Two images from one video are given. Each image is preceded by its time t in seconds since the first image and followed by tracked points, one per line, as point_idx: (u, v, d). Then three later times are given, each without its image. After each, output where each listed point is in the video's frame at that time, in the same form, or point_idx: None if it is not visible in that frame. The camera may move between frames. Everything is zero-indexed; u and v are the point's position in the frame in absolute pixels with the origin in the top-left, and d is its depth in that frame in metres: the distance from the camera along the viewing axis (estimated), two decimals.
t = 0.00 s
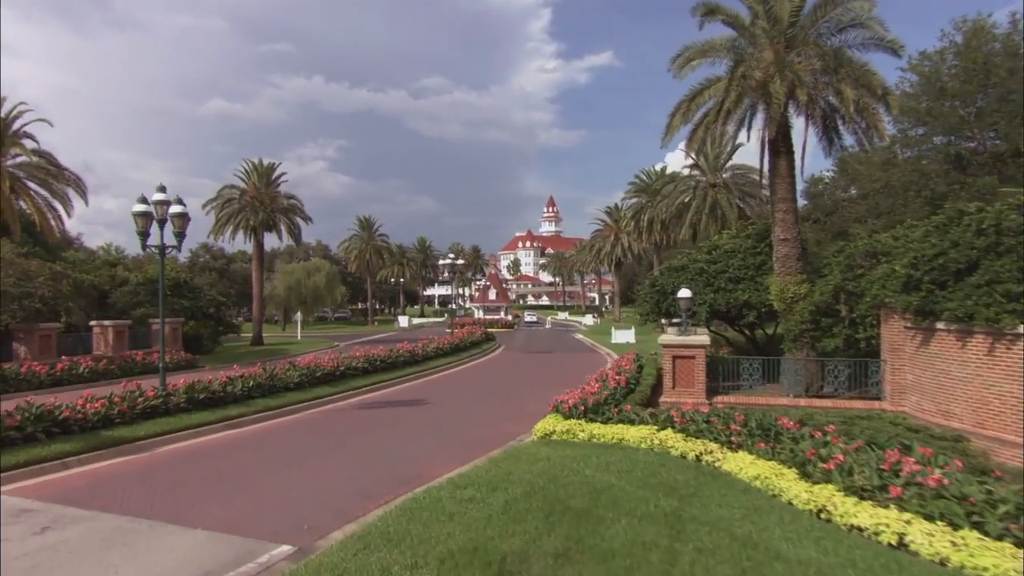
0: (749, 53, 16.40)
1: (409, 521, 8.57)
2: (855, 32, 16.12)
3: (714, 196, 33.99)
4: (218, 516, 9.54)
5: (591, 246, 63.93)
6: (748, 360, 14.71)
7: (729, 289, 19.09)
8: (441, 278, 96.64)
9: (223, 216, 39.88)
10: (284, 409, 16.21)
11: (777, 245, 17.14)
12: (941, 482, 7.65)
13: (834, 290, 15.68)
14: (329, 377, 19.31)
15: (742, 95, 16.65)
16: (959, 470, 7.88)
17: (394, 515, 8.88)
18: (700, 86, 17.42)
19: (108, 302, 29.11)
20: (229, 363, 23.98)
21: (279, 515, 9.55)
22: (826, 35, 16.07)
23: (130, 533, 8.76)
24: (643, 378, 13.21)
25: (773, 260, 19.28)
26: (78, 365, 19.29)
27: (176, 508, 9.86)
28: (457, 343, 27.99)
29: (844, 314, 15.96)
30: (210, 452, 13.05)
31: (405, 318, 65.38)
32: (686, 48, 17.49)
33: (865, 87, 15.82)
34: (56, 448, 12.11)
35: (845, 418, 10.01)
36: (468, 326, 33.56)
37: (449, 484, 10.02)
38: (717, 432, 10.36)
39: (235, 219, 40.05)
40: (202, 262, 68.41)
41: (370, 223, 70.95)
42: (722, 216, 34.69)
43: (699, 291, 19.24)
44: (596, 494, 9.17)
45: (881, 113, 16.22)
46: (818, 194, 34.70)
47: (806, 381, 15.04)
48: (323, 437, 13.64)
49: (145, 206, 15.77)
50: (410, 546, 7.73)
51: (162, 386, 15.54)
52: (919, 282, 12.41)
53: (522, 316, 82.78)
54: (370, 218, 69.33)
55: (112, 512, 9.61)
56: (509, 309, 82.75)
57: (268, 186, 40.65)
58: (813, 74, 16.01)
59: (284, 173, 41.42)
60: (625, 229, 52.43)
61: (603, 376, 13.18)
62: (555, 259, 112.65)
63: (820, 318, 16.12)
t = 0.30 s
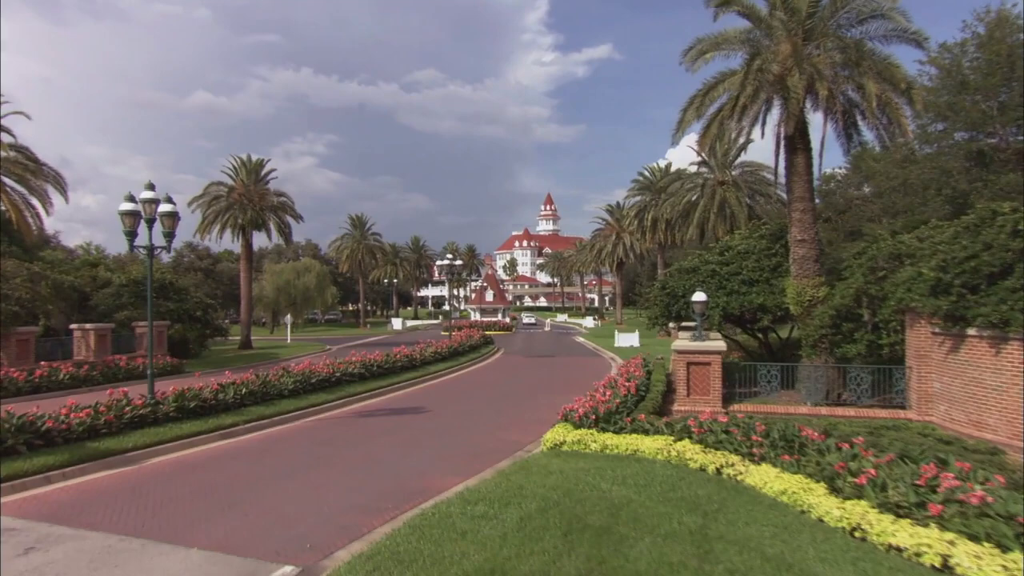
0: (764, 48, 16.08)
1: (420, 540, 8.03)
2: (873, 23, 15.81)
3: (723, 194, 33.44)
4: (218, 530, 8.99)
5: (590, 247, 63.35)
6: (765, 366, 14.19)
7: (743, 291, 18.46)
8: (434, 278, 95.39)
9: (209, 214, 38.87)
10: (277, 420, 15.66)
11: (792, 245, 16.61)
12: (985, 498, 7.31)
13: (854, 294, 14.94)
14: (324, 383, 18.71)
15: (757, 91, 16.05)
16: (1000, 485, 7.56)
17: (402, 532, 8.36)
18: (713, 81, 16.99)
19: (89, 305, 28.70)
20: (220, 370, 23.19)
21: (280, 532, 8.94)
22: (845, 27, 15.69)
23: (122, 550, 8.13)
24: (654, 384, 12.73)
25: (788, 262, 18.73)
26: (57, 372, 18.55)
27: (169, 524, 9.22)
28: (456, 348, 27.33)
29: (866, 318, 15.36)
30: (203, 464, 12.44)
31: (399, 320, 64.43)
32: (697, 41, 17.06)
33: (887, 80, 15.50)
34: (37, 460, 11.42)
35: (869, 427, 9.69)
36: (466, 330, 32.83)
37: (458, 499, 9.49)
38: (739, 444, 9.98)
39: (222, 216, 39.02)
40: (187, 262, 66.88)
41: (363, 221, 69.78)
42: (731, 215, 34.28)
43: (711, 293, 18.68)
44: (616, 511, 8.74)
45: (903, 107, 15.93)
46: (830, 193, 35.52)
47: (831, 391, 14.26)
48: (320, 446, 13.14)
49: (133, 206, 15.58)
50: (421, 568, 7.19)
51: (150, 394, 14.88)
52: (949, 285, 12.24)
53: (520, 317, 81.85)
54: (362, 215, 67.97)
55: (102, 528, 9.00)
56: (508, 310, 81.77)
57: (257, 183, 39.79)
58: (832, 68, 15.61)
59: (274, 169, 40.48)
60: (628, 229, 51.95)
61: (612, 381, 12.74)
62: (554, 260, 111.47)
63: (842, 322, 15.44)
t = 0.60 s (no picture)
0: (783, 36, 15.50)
1: (433, 561, 7.44)
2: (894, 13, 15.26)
3: (734, 191, 32.98)
4: (217, 548, 8.36)
5: (590, 249, 62.80)
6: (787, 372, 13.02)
7: (760, 294, 17.77)
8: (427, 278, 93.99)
9: (194, 211, 37.74)
10: (270, 430, 15.06)
11: (813, 247, 15.99)
12: None
13: (881, 298, 13.55)
14: (318, 391, 18.05)
15: (777, 83, 15.60)
16: None
17: (413, 552, 7.79)
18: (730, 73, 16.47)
19: (66, 306, 28.68)
20: (208, 378, 22.32)
21: (281, 551, 8.29)
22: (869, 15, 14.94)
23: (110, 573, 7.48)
24: (666, 390, 12.25)
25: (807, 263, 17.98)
26: (34, 379, 17.63)
27: (161, 543, 8.55)
28: (453, 353, 26.63)
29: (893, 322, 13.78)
30: (194, 478, 11.76)
31: (392, 322, 63.34)
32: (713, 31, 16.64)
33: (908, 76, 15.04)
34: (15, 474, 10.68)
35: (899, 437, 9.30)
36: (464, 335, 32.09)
37: (469, 516, 8.90)
38: (763, 456, 9.57)
39: (207, 212, 37.86)
40: (170, 262, 65.10)
41: (354, 219, 68.54)
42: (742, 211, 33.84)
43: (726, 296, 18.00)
44: (639, 529, 8.22)
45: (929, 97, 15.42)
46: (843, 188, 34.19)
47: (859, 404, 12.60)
48: (317, 458, 12.56)
49: (120, 204, 15.18)
50: None
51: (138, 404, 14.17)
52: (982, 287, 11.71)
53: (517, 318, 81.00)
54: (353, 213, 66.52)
55: (91, 548, 8.31)
56: (506, 310, 80.61)
57: (244, 179, 38.74)
58: (855, 60, 14.85)
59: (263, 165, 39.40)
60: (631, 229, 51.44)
61: (623, 388, 12.25)
62: (552, 259, 110.22)
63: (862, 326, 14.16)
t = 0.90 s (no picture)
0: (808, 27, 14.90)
1: None
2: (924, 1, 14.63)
3: (745, 188, 32.27)
4: (214, 570, 7.69)
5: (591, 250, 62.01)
6: (810, 381, 12.69)
7: (777, 297, 16.85)
8: (418, 279, 92.57)
9: (176, 208, 36.49)
10: (263, 442, 14.29)
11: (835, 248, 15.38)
12: None
13: (910, 302, 13.17)
14: (311, 400, 17.30)
15: (800, 76, 14.95)
16: None
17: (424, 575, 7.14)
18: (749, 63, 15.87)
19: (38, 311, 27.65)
20: (196, 387, 21.35)
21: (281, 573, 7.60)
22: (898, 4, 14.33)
23: None
24: (679, 398, 11.69)
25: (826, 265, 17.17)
26: (5, 387, 17.03)
27: (151, 565, 7.83)
28: (451, 358, 25.81)
29: (920, 329, 13.56)
30: (184, 493, 11.03)
31: (384, 326, 62.10)
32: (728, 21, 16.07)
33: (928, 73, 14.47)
34: None
35: (932, 453, 8.91)
36: (461, 339, 31.22)
37: (481, 535, 8.26)
38: (789, 471, 9.11)
39: (190, 210, 36.63)
40: (149, 262, 63.28)
41: (343, 217, 67.06)
42: (753, 209, 33.15)
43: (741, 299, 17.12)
44: (663, 550, 7.63)
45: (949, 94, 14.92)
46: (861, 185, 33.08)
47: (882, 413, 12.35)
48: (314, 472, 11.89)
49: (102, 202, 14.37)
50: None
51: (122, 415, 13.35)
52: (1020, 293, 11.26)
53: (516, 321, 80.00)
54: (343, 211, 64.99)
55: (75, 573, 7.58)
56: (503, 316, 76.70)
57: (227, 175, 37.41)
58: (880, 50, 14.00)
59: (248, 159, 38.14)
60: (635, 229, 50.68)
61: (634, 396, 11.71)
62: (548, 258, 108.73)
63: (889, 336, 13.70)
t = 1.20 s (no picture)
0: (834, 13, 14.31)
1: None
2: None
3: (757, 183, 31.29)
4: None
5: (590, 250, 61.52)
6: (834, 390, 12.58)
7: (796, 300, 16.49)
8: (408, 279, 91.29)
9: (155, 205, 35.11)
10: (253, 455, 13.51)
11: (857, 248, 15.07)
12: None
13: (939, 306, 13.22)
14: (304, 409, 16.50)
15: (823, 69, 14.33)
16: None
17: None
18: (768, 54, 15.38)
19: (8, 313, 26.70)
20: (181, 396, 20.39)
21: None
22: None
23: None
24: (694, 406, 11.17)
25: (848, 267, 16.83)
26: None
27: None
28: (448, 363, 24.99)
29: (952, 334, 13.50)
30: (174, 509, 10.30)
31: (374, 327, 60.87)
32: (745, 7, 15.47)
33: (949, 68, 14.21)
34: None
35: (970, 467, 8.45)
36: (458, 344, 30.34)
37: (494, 556, 7.62)
38: (817, 486, 8.62)
39: (170, 206, 35.29)
40: (128, 261, 61.64)
41: (331, 214, 65.72)
42: (766, 207, 31.86)
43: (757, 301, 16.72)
44: (692, 571, 7.04)
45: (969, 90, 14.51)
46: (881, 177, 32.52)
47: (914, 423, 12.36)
48: (311, 486, 11.23)
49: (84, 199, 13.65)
50: None
51: (103, 428, 12.51)
52: None
53: (511, 323, 79.07)
54: (332, 208, 63.53)
55: None
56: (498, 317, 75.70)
57: (209, 170, 36.27)
58: (908, 39, 13.96)
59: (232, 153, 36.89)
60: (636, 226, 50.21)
61: (647, 403, 11.17)
62: (544, 257, 107.20)
63: (916, 346, 13.71)
